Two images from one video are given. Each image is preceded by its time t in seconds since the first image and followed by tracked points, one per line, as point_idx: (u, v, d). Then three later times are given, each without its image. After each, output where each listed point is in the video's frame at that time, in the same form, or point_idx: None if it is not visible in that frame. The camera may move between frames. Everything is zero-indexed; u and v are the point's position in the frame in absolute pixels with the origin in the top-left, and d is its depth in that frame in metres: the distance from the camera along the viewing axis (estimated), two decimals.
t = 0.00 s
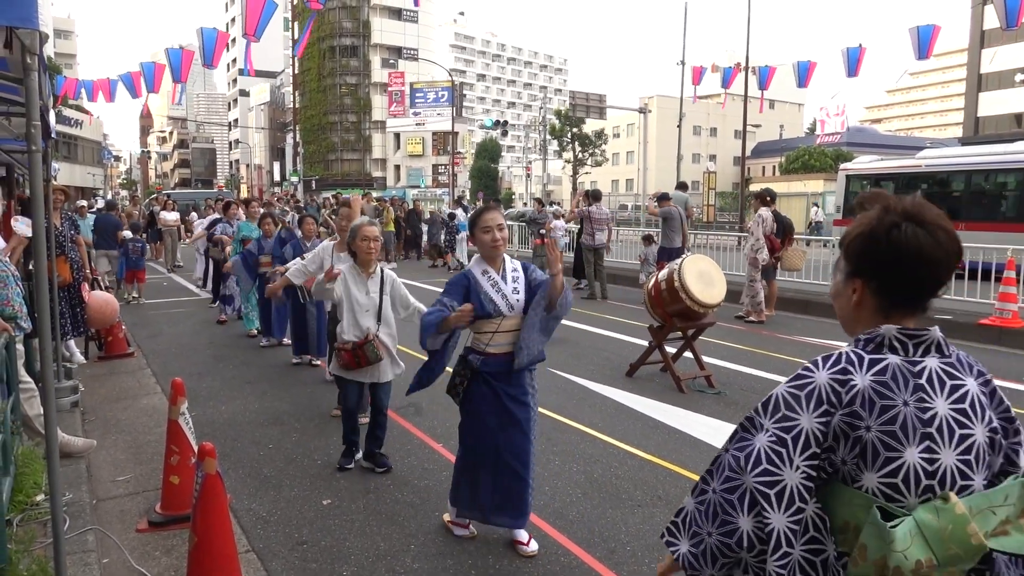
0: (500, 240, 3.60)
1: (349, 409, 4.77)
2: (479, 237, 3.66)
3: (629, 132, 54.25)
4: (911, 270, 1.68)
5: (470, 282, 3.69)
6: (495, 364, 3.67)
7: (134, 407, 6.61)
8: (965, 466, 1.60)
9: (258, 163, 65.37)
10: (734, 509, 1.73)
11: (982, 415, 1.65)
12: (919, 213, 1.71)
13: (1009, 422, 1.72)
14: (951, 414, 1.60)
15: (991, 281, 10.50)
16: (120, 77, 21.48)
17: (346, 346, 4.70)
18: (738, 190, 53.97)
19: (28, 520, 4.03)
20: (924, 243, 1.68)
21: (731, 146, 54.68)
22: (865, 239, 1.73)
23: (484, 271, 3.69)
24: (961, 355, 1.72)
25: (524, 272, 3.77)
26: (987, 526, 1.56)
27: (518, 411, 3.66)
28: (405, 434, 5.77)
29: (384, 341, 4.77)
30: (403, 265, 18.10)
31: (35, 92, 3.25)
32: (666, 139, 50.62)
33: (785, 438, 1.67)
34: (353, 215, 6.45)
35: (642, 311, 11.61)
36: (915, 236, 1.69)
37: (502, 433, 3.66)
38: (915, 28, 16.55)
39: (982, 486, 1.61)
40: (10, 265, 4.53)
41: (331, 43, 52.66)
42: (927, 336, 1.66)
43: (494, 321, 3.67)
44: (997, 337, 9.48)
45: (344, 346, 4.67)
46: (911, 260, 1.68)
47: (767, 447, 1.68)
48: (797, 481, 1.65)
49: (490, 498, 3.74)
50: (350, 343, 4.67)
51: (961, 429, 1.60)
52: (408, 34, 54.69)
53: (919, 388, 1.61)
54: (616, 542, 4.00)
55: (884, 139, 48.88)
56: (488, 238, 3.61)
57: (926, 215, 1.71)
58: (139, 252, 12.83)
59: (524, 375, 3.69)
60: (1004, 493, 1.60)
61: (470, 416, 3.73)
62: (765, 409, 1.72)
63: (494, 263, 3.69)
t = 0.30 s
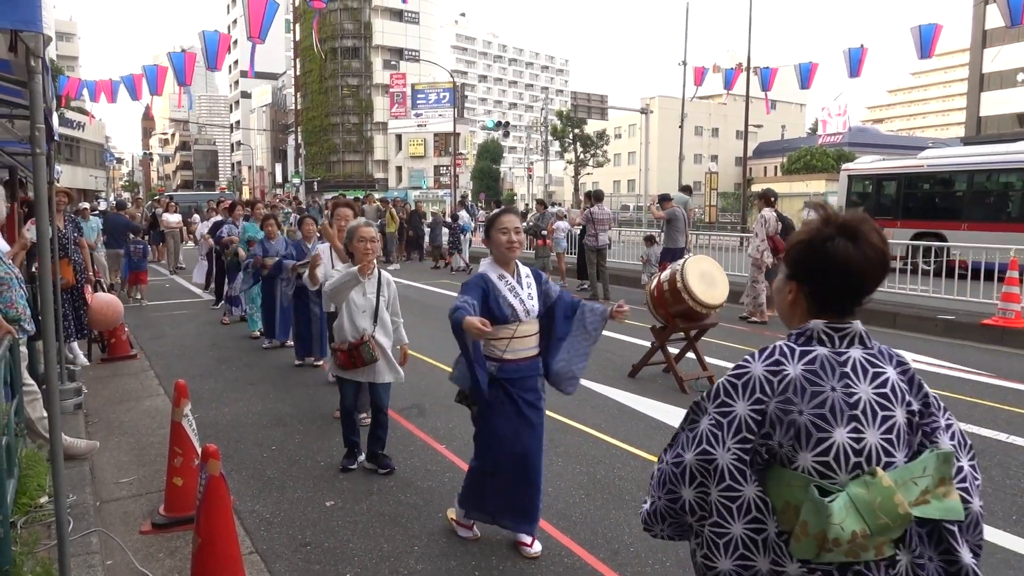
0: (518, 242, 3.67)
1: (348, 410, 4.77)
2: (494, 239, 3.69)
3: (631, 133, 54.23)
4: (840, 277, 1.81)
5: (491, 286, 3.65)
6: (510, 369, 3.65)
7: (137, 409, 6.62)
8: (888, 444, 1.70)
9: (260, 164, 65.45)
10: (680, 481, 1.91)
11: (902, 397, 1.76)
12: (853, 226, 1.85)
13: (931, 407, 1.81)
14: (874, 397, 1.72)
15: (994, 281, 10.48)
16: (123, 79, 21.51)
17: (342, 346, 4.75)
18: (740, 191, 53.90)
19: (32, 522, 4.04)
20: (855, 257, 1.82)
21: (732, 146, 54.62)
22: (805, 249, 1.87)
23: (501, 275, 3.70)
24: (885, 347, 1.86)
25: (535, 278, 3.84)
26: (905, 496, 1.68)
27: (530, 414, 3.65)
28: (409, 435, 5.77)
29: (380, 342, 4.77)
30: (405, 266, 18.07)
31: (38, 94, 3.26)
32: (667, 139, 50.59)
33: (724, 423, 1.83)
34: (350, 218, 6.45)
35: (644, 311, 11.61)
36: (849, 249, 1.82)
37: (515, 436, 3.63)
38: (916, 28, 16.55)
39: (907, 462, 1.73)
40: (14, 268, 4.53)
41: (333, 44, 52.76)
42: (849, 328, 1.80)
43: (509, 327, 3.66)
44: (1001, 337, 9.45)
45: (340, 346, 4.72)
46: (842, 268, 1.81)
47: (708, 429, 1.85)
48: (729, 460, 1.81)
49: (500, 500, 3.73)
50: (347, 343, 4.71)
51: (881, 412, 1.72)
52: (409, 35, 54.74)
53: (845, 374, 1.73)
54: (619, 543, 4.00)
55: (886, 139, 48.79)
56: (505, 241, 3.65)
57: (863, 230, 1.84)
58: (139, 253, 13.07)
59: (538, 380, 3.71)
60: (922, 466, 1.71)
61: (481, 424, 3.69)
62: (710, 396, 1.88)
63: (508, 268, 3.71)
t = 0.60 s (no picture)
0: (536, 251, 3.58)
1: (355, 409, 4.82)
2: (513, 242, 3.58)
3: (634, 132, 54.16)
4: (767, 268, 1.92)
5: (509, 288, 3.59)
6: (530, 367, 3.63)
7: (142, 408, 6.64)
8: (785, 437, 1.81)
9: (264, 164, 65.55)
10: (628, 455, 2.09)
11: (811, 393, 1.83)
12: (786, 218, 1.95)
13: (849, 407, 1.85)
14: (781, 390, 1.82)
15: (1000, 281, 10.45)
16: (127, 79, 21.55)
17: (353, 347, 4.76)
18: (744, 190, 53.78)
19: (37, 521, 4.05)
20: (784, 246, 1.92)
21: (737, 146, 54.51)
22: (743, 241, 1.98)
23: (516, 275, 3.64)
24: (821, 342, 1.91)
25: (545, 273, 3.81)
26: (794, 492, 1.79)
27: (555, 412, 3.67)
28: (413, 434, 5.77)
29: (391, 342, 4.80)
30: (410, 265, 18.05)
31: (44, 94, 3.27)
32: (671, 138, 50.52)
33: (653, 402, 2.00)
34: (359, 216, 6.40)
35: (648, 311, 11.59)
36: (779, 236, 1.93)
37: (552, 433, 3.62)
38: (921, 27, 16.49)
39: (805, 454, 1.82)
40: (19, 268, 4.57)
41: (336, 44, 52.79)
42: (771, 322, 1.89)
43: (526, 326, 3.62)
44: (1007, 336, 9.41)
45: (351, 347, 4.73)
46: (771, 259, 1.92)
47: (644, 406, 2.04)
48: (652, 436, 1.99)
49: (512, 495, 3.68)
50: (359, 344, 4.73)
51: (783, 405, 1.82)
52: (413, 35, 54.81)
53: (756, 366, 1.85)
54: (623, 543, 4.00)
55: (891, 138, 48.64)
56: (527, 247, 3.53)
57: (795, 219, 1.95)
58: (140, 252, 13.31)
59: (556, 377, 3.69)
60: (809, 463, 1.80)
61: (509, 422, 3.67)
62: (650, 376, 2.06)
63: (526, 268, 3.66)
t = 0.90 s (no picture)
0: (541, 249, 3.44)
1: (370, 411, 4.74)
2: (518, 243, 3.45)
3: (635, 133, 54.21)
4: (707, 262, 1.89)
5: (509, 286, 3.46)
6: (535, 374, 3.48)
7: (143, 409, 6.64)
8: (682, 440, 1.77)
9: (266, 165, 65.71)
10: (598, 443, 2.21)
11: (709, 398, 1.75)
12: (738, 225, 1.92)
13: (749, 417, 1.71)
14: (685, 393, 1.78)
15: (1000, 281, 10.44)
16: (127, 81, 21.59)
17: (365, 347, 4.75)
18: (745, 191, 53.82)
19: (38, 522, 4.04)
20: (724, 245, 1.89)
21: (738, 146, 54.59)
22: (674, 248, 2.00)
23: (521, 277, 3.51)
24: (746, 348, 1.77)
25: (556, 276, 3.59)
26: (674, 494, 1.75)
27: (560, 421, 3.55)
28: (413, 435, 5.77)
29: (402, 342, 4.82)
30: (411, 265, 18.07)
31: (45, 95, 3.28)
32: (672, 139, 50.56)
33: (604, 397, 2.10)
34: (370, 213, 6.35)
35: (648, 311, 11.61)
36: (700, 238, 1.91)
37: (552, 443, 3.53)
38: (922, 28, 16.50)
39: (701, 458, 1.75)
40: (19, 270, 4.57)
41: (337, 46, 52.92)
42: (690, 325, 1.84)
43: (531, 332, 3.48)
44: (1007, 337, 9.40)
45: (363, 347, 4.72)
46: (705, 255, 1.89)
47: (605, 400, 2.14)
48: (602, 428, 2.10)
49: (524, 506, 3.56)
50: (370, 344, 4.73)
51: (683, 408, 1.78)
52: (414, 37, 54.97)
53: (671, 368, 1.82)
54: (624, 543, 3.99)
55: (892, 139, 48.65)
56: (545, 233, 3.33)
57: (720, 221, 1.91)
58: (140, 253, 13.38)
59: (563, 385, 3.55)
60: (692, 465, 1.72)
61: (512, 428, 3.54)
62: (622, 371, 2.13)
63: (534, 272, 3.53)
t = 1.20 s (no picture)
0: (550, 255, 3.45)
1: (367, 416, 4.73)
2: (524, 249, 3.49)
3: (634, 135, 54.25)
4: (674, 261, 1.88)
5: (506, 297, 3.43)
6: (528, 387, 3.42)
7: (141, 411, 6.63)
8: (623, 434, 1.76)
9: (265, 167, 65.73)
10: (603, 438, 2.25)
11: (646, 394, 1.71)
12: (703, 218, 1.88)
13: (677, 419, 1.65)
14: (633, 388, 1.76)
15: (998, 283, 10.48)
16: (126, 82, 21.57)
17: (365, 350, 4.74)
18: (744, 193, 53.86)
19: (37, 524, 4.04)
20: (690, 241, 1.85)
21: (737, 148, 54.63)
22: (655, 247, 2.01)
23: (523, 286, 3.45)
24: (693, 348, 1.70)
25: (565, 292, 3.52)
26: (605, 486, 1.76)
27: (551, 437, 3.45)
28: (411, 438, 5.77)
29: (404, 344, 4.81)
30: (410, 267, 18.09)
31: (43, 97, 3.28)
32: (671, 141, 50.59)
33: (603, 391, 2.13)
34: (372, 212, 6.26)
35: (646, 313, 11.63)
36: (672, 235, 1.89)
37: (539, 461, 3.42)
38: (921, 30, 16.53)
39: (637, 456, 1.72)
40: (18, 272, 4.57)
41: (336, 48, 52.96)
42: (651, 322, 1.82)
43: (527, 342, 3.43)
44: (1005, 339, 9.42)
45: (364, 350, 4.71)
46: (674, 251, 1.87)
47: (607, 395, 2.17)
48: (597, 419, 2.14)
49: (516, 511, 3.46)
50: (371, 345, 4.72)
51: (627, 403, 1.76)
52: (413, 38, 55.01)
53: (633, 362, 1.82)
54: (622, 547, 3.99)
55: (891, 141, 48.70)
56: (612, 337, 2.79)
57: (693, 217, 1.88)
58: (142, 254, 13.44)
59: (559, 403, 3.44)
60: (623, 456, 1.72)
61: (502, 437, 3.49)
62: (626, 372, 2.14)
63: (537, 284, 3.46)
